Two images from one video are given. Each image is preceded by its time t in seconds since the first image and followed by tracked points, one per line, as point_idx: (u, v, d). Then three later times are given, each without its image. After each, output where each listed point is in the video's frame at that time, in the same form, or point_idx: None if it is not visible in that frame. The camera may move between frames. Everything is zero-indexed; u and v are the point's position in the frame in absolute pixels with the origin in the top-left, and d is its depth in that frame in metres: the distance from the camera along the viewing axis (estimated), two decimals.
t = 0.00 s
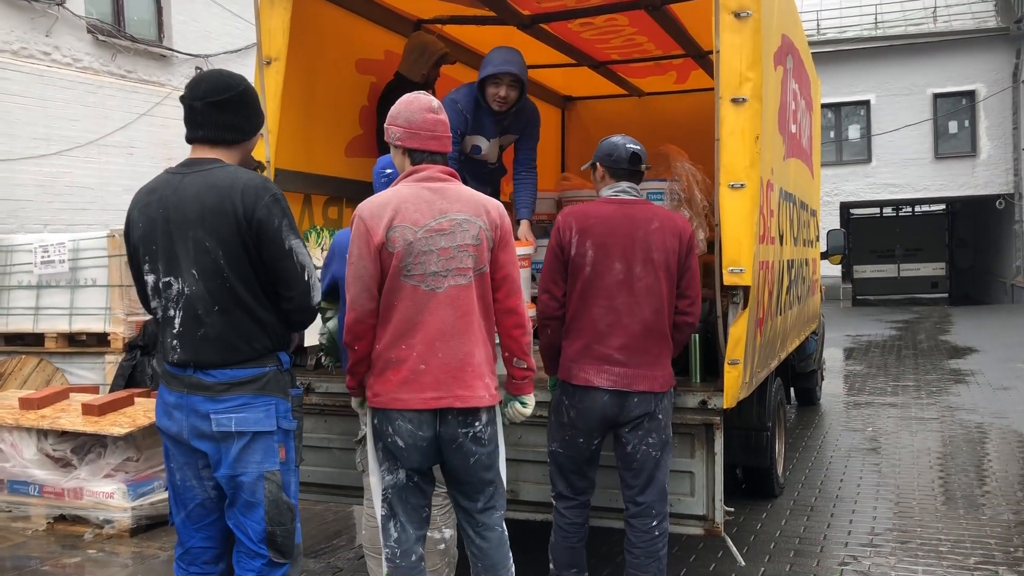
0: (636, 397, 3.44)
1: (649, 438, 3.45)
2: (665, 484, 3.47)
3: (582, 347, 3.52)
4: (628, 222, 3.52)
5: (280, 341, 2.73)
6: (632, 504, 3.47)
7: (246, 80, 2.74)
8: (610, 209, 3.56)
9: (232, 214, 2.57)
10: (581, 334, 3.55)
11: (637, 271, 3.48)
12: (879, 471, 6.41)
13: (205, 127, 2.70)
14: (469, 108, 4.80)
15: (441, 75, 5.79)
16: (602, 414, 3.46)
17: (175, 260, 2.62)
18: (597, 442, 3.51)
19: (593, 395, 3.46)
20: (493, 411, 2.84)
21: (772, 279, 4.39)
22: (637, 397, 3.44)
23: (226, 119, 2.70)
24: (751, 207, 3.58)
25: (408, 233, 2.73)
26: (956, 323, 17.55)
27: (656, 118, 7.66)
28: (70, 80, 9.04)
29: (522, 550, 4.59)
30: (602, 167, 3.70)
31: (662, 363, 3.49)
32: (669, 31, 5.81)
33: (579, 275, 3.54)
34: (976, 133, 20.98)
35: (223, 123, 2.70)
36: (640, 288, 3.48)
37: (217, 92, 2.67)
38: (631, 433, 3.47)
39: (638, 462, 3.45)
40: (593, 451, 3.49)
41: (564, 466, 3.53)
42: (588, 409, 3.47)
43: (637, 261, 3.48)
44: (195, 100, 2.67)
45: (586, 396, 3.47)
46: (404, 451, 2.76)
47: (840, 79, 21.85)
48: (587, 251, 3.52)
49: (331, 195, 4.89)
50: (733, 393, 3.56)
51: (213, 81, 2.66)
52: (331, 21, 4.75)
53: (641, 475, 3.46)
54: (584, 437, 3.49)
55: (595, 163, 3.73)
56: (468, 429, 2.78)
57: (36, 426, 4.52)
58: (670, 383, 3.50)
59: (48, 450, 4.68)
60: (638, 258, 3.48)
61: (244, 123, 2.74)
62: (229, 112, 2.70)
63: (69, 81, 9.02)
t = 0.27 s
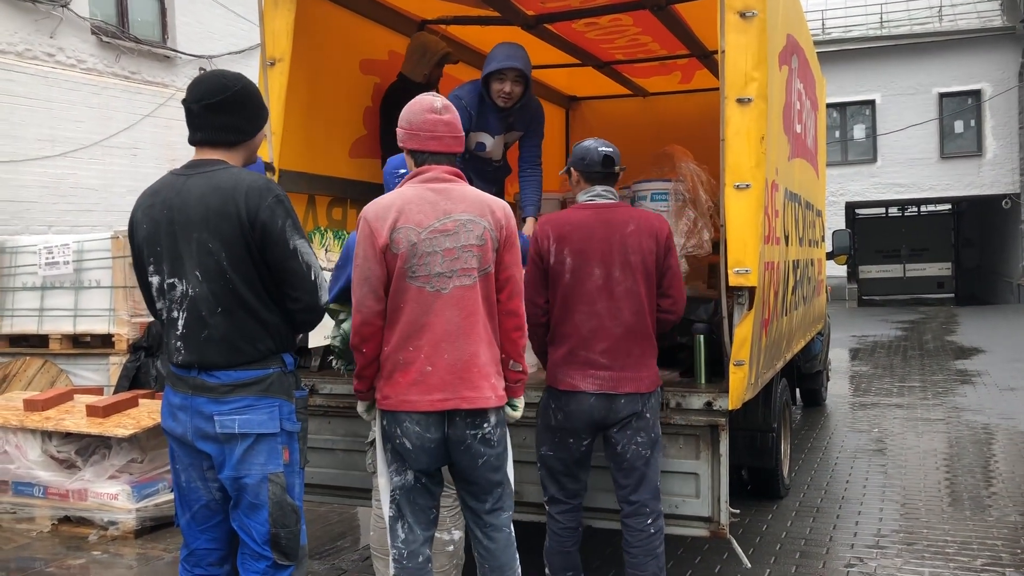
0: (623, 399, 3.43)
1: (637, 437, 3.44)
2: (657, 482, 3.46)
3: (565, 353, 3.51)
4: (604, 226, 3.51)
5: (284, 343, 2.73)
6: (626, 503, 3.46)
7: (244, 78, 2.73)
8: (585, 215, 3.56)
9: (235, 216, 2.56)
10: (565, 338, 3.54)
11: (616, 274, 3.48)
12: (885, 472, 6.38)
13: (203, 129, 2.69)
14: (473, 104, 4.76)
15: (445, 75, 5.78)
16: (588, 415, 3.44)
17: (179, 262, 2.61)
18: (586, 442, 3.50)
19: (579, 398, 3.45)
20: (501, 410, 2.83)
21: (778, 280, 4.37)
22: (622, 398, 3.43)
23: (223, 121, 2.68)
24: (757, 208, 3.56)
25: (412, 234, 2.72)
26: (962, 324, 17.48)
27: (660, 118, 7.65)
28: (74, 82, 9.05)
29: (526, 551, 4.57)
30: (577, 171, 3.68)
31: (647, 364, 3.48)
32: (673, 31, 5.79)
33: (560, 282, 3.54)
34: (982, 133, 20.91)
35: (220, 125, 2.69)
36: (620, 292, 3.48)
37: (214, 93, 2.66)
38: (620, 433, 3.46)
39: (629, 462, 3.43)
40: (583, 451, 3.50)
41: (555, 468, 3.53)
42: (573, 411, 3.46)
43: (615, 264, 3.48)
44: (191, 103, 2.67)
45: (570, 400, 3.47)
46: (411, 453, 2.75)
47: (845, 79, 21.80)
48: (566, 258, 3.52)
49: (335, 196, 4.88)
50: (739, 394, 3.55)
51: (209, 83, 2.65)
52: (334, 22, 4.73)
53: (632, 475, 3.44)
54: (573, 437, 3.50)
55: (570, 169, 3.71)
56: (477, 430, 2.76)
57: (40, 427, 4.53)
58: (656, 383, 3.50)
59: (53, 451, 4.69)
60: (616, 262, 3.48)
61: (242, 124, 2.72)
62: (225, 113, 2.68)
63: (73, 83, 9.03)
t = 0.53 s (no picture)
0: (602, 399, 3.44)
1: (623, 439, 3.46)
2: (648, 481, 3.49)
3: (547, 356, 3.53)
4: (580, 230, 3.53)
5: (289, 347, 2.73)
6: (618, 502, 3.48)
7: (243, 82, 2.74)
8: (561, 220, 3.57)
9: (241, 220, 2.56)
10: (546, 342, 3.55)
11: (594, 277, 3.49)
12: (893, 476, 6.35)
13: (204, 135, 2.70)
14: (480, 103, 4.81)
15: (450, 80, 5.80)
16: (571, 416, 3.45)
17: (185, 266, 2.62)
18: (571, 440, 3.51)
19: (560, 399, 3.45)
20: (511, 413, 2.77)
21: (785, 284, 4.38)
22: (602, 398, 3.44)
23: (222, 126, 2.69)
24: (762, 211, 3.56)
25: (413, 239, 2.74)
26: (969, 327, 17.42)
27: (666, 121, 7.66)
28: (81, 88, 9.09)
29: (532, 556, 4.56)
30: (552, 177, 3.68)
31: (626, 365, 3.50)
32: (678, 35, 5.80)
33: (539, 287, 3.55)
34: (989, 136, 20.86)
35: (220, 130, 2.69)
36: (598, 295, 3.50)
37: (214, 99, 2.67)
38: (606, 437, 3.47)
39: (618, 463, 3.45)
40: (570, 450, 3.50)
41: (545, 468, 3.53)
42: (556, 414, 3.45)
43: (593, 267, 3.50)
44: (192, 110, 2.69)
45: (551, 402, 3.46)
46: (420, 455, 2.76)
47: (851, 82, 21.77)
48: (544, 264, 3.53)
49: (341, 201, 4.89)
50: (746, 398, 3.54)
51: (208, 89, 2.67)
52: (340, 28, 4.76)
53: (623, 477, 3.47)
54: (559, 436, 3.49)
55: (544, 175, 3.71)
56: (486, 435, 2.73)
57: (47, 432, 4.54)
58: (637, 382, 3.52)
59: (60, 456, 4.71)
60: (594, 265, 3.50)
61: (241, 128, 2.71)
62: (224, 118, 2.69)
63: (80, 88, 9.07)
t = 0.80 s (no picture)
0: (598, 404, 3.50)
1: (619, 446, 3.52)
2: (645, 486, 3.56)
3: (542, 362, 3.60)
4: (577, 238, 3.59)
5: (296, 357, 2.74)
6: (614, 506, 3.57)
7: (249, 94, 2.75)
8: (556, 228, 3.63)
9: (245, 232, 2.58)
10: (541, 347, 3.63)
11: (588, 286, 3.56)
12: (900, 484, 6.34)
13: (211, 148, 2.73)
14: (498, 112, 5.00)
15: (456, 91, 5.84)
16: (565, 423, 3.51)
17: (192, 278, 2.65)
18: (570, 446, 3.56)
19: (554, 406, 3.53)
20: (522, 423, 2.75)
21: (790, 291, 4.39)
22: (597, 404, 3.50)
23: (228, 140, 2.72)
24: (766, 220, 3.57)
25: (418, 249, 2.78)
26: (976, 335, 17.37)
27: (670, 130, 7.69)
28: (89, 100, 9.16)
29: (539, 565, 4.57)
30: (551, 185, 3.78)
31: (621, 372, 3.56)
32: (682, 45, 5.83)
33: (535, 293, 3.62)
34: (993, 143, 20.85)
35: (226, 144, 2.72)
36: (592, 303, 3.57)
37: (220, 113, 2.70)
38: (603, 444, 3.53)
39: (614, 470, 3.52)
40: (569, 456, 3.55)
41: (546, 477, 3.59)
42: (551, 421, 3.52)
43: (587, 276, 3.56)
44: (200, 123, 2.73)
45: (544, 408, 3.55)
46: (432, 463, 2.79)
47: (855, 90, 21.79)
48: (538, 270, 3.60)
49: (348, 211, 4.92)
50: (751, 406, 3.55)
51: (213, 103, 2.70)
52: (346, 40, 4.79)
53: (619, 482, 3.54)
54: (557, 442, 3.54)
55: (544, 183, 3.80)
56: (496, 444, 2.72)
57: (57, 443, 4.56)
58: (631, 389, 3.57)
59: (68, 466, 4.75)
60: (587, 274, 3.56)
61: (247, 142, 2.74)
62: (231, 132, 2.71)
63: (88, 101, 9.14)
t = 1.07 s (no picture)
0: (598, 421, 3.48)
1: (617, 460, 3.52)
2: (638, 503, 3.55)
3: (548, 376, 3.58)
4: (587, 253, 3.59)
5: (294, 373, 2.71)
6: (607, 522, 3.56)
7: (248, 112, 2.75)
8: (567, 242, 3.63)
9: (231, 248, 2.57)
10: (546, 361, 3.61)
11: (596, 302, 3.56)
12: (905, 496, 6.29)
13: (209, 166, 2.74)
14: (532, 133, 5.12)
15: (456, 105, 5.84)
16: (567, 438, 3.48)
17: (189, 294, 2.65)
18: (572, 459, 3.54)
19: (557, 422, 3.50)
20: (527, 437, 2.74)
21: (792, 303, 4.39)
22: (599, 420, 3.47)
23: (225, 157, 2.72)
24: (766, 232, 3.57)
25: (422, 263, 2.78)
26: (979, 345, 17.33)
27: (670, 144, 7.70)
28: (91, 118, 9.20)
29: None
30: (565, 199, 3.77)
31: (622, 390, 3.55)
32: (681, 58, 5.85)
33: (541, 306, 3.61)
34: (994, 153, 20.87)
35: (223, 160, 2.72)
36: (600, 320, 3.56)
37: (218, 131, 2.71)
38: (601, 459, 3.52)
39: (611, 485, 3.52)
40: (571, 469, 3.54)
41: (549, 491, 3.59)
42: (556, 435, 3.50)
43: (596, 293, 3.56)
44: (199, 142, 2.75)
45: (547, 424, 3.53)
46: (437, 478, 2.78)
47: (854, 101, 21.84)
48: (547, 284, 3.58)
49: (349, 226, 4.94)
50: (754, 420, 3.52)
51: (210, 121, 2.71)
52: (346, 56, 4.81)
53: (614, 497, 3.54)
54: (559, 455, 3.52)
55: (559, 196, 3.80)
56: (501, 458, 2.71)
57: (57, 460, 4.55)
58: (631, 407, 3.56)
59: (69, 484, 4.72)
60: (597, 291, 3.56)
61: (244, 158, 2.73)
62: (226, 148, 2.71)
63: (89, 118, 9.17)
